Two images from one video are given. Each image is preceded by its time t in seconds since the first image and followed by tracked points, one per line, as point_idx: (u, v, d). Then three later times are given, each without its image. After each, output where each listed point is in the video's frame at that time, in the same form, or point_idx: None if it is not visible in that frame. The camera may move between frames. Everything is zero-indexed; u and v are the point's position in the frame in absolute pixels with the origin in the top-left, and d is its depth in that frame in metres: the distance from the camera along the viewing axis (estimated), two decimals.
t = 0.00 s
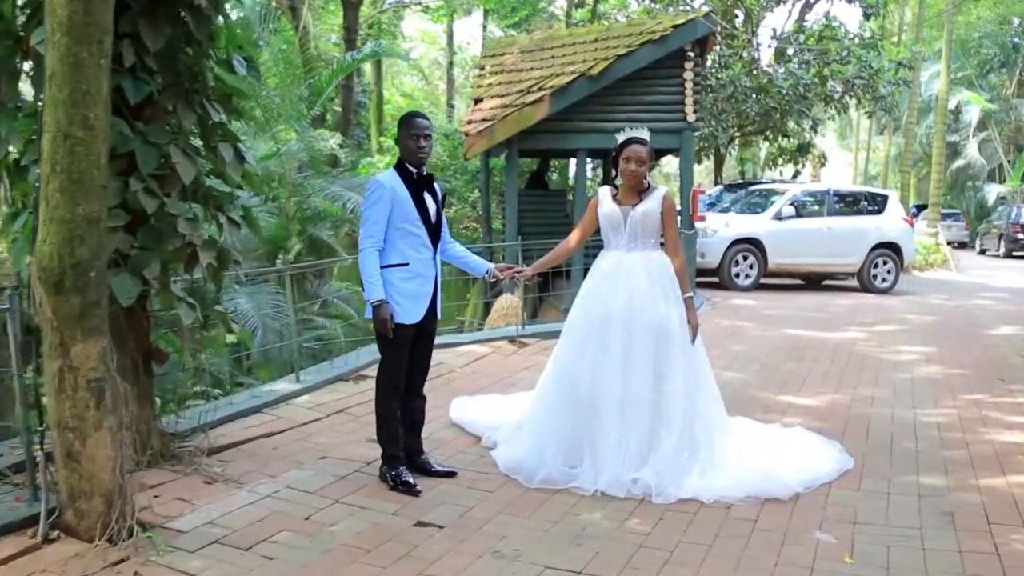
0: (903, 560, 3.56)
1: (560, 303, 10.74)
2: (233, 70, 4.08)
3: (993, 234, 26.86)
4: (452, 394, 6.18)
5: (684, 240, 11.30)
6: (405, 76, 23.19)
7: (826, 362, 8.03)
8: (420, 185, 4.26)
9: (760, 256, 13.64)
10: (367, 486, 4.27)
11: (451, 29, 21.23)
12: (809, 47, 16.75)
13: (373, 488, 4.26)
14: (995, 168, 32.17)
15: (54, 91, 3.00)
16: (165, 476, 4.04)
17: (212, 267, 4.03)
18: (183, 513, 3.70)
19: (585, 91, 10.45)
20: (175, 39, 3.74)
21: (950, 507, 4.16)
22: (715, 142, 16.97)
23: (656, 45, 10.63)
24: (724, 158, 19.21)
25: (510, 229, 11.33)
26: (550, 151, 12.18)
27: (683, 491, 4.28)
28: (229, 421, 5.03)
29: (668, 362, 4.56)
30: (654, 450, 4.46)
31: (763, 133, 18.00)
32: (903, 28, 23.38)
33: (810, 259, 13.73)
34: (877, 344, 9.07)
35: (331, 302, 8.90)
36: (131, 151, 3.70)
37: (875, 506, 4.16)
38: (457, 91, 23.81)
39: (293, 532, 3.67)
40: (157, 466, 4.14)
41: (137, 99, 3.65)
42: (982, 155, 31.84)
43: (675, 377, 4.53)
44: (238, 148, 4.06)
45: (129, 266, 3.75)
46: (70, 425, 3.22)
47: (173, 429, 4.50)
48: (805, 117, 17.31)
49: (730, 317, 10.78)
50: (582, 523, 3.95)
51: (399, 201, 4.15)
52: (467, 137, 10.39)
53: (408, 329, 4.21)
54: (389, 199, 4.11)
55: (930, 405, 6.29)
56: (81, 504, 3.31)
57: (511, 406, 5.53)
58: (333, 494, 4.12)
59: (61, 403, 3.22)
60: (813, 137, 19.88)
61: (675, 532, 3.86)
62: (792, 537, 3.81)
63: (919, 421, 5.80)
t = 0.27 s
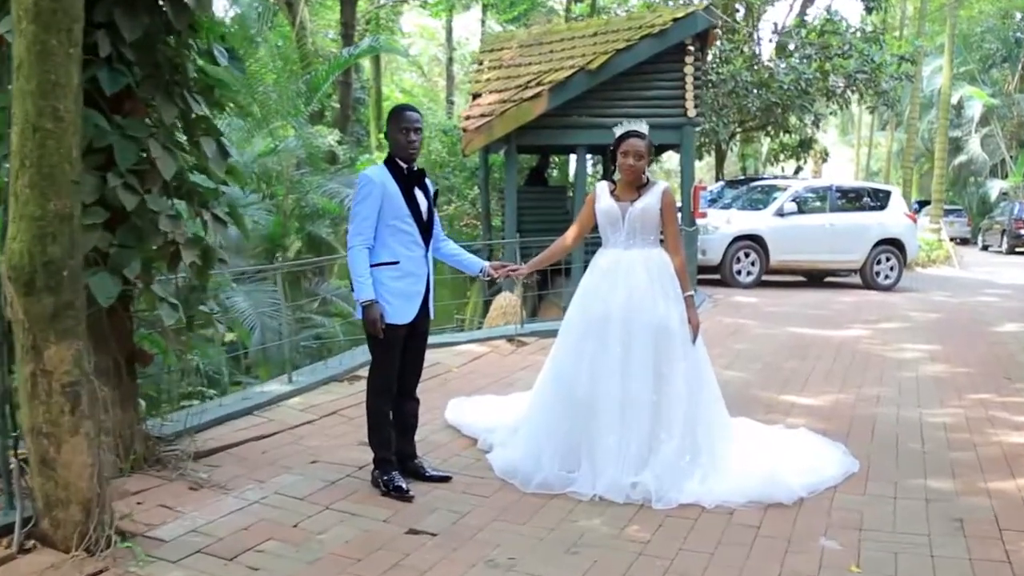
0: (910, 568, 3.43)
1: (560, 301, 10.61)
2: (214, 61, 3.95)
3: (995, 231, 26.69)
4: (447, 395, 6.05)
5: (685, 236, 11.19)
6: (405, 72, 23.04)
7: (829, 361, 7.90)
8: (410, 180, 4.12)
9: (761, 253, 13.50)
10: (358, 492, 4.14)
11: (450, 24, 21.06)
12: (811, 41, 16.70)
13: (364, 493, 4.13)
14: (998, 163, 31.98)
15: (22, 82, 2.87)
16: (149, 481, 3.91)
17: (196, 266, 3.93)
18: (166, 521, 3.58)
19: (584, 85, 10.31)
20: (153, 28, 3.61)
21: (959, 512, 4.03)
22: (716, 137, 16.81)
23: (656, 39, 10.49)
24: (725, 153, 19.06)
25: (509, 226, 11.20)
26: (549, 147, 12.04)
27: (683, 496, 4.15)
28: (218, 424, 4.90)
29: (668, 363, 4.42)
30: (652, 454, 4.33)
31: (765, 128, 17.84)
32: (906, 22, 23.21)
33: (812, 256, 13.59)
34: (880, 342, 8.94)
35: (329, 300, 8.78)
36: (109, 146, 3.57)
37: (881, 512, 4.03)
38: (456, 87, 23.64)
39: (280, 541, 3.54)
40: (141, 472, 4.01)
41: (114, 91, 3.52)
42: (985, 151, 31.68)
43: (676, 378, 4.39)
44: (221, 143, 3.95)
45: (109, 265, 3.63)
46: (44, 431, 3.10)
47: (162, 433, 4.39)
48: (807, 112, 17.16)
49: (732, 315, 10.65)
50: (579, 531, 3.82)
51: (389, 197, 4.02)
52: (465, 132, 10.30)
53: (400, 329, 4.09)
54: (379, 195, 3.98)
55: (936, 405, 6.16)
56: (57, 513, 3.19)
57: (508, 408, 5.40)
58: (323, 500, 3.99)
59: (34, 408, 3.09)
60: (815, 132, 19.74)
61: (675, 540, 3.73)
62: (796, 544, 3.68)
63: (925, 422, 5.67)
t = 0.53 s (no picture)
0: None
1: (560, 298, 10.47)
2: (196, 53, 3.84)
3: (999, 226, 26.52)
4: (443, 395, 5.92)
5: (687, 233, 11.05)
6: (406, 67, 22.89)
7: (833, 359, 7.76)
8: (400, 176, 3.98)
9: (764, 249, 13.31)
10: (349, 497, 4.01)
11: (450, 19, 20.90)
12: (813, 35, 16.57)
13: (355, 498, 4.00)
14: (1002, 159, 31.79)
15: None
16: (132, 487, 3.78)
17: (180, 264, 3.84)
18: (147, 529, 3.45)
19: (584, 79, 10.18)
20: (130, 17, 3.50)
21: (969, 519, 3.89)
22: (718, 132, 16.66)
23: (657, 32, 10.34)
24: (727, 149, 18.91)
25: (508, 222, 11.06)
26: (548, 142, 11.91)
27: (685, 501, 4.02)
28: (206, 425, 4.77)
29: (668, 364, 4.29)
30: (653, 458, 4.19)
31: (767, 123, 17.68)
32: (909, 17, 23.04)
33: (815, 252, 13.44)
34: (885, 340, 8.80)
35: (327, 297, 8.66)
36: (85, 140, 3.47)
37: (889, 518, 3.90)
38: (457, 82, 23.48)
39: (266, 550, 3.41)
40: (124, 476, 3.88)
41: (90, 83, 3.41)
42: (988, 146, 31.48)
43: (676, 379, 4.26)
44: (205, 137, 3.85)
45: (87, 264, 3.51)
46: (17, 437, 2.96)
47: (147, 435, 4.27)
48: (810, 107, 16.99)
49: (734, 312, 10.51)
50: (577, 538, 3.69)
51: (379, 193, 3.89)
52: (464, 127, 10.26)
53: (391, 330, 3.96)
54: (368, 191, 3.86)
55: (943, 405, 6.02)
56: (31, 522, 3.05)
57: (505, 408, 5.26)
58: (313, 505, 3.85)
59: (5, 414, 2.95)
60: (818, 127, 19.58)
61: (676, 548, 3.59)
62: (801, 553, 3.55)
63: (933, 423, 5.53)
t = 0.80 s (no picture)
0: None
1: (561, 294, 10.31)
2: (174, 41, 3.71)
3: (1005, 221, 26.32)
4: (439, 395, 5.76)
5: (689, 228, 10.88)
6: (408, 62, 22.74)
7: (839, 357, 7.59)
8: (390, 169, 3.82)
9: (768, 245, 13.15)
10: (337, 503, 3.85)
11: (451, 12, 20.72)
12: (818, 27, 16.36)
13: (344, 504, 3.84)
14: (1008, 153, 31.55)
15: None
16: (109, 494, 3.63)
17: (159, 263, 3.72)
18: (124, 540, 3.29)
19: (585, 72, 10.02)
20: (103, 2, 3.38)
21: (984, 527, 3.72)
22: (722, 126, 16.49)
23: (659, 24, 10.13)
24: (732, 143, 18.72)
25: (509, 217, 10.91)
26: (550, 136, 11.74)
27: (687, 508, 3.85)
28: (192, 428, 4.62)
29: (669, 364, 4.12)
30: (653, 463, 4.02)
31: (771, 117, 17.48)
32: (915, 10, 22.83)
33: (821, 247, 13.26)
34: (892, 337, 8.63)
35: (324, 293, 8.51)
36: (57, 131, 3.34)
37: (900, 526, 3.73)
38: (458, 77, 23.30)
39: (248, 561, 3.25)
40: (102, 483, 3.72)
41: (61, 72, 3.28)
42: (994, 140, 31.25)
43: (679, 380, 4.09)
44: (184, 129, 3.72)
45: (60, 261, 3.38)
46: None
47: (129, 438, 4.12)
48: (815, 100, 16.80)
49: (738, 308, 10.35)
50: (574, 547, 3.53)
51: (367, 187, 3.73)
52: (463, 121, 10.10)
53: (381, 330, 3.80)
54: (356, 184, 3.69)
55: (953, 405, 5.85)
56: None
57: (502, 409, 5.09)
58: (299, 513, 3.70)
59: None
60: (822, 121, 19.40)
61: (678, 558, 3.43)
62: (808, 563, 3.38)
63: (943, 424, 5.36)
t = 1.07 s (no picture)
0: None
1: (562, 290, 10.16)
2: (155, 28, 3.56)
3: (1012, 217, 26.10)
4: (436, 395, 5.62)
5: (694, 224, 10.72)
6: (411, 57, 22.60)
7: (847, 355, 7.44)
8: (383, 163, 3.67)
9: (773, 240, 13.00)
10: (327, 509, 3.70)
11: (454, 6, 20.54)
12: (825, 20, 16.15)
13: (334, 511, 3.69)
14: (1016, 147, 31.31)
15: None
16: (89, 501, 3.49)
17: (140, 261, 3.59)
18: (103, 551, 3.15)
19: (587, 66, 9.87)
20: None
21: (1003, 536, 3.57)
22: (726, 120, 16.33)
23: (663, 16, 9.94)
24: (736, 138, 18.54)
25: (510, 212, 10.76)
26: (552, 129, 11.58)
27: (690, 515, 3.71)
28: (178, 431, 4.47)
29: (673, 366, 3.96)
30: (656, 468, 3.88)
31: (777, 111, 17.29)
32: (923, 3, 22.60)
33: (827, 243, 13.08)
34: (901, 334, 8.48)
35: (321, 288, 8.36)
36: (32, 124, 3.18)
37: (915, 535, 3.58)
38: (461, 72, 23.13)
39: (232, 571, 3.11)
40: (81, 491, 3.59)
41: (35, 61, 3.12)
42: (1002, 134, 31.02)
43: (682, 382, 3.94)
44: (168, 121, 3.59)
45: (36, 260, 3.21)
46: None
47: (113, 441, 3.99)
48: (821, 94, 16.62)
49: (743, 305, 10.19)
50: (574, 557, 3.38)
51: (358, 183, 3.58)
52: (464, 115, 9.97)
53: (374, 330, 3.65)
54: (346, 180, 3.54)
55: (965, 406, 5.69)
56: None
57: (500, 411, 4.94)
58: (287, 520, 3.55)
59: None
60: (829, 116, 19.21)
61: (682, 570, 3.28)
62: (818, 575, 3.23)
63: (955, 426, 5.21)
